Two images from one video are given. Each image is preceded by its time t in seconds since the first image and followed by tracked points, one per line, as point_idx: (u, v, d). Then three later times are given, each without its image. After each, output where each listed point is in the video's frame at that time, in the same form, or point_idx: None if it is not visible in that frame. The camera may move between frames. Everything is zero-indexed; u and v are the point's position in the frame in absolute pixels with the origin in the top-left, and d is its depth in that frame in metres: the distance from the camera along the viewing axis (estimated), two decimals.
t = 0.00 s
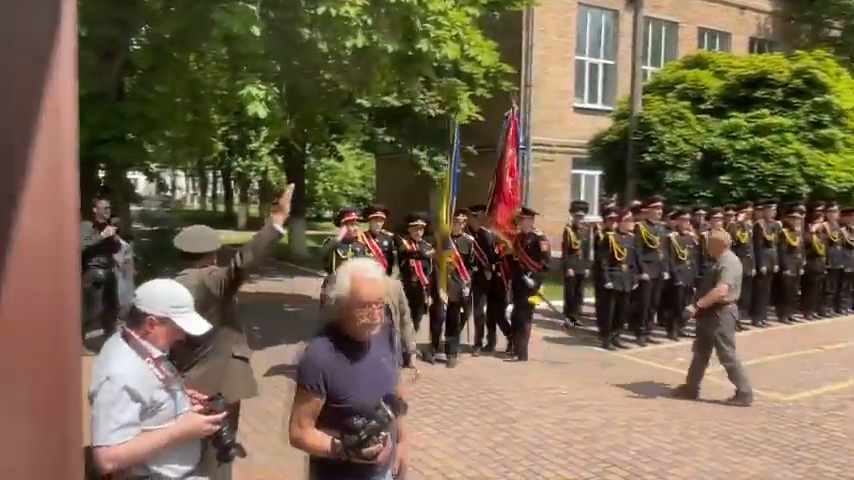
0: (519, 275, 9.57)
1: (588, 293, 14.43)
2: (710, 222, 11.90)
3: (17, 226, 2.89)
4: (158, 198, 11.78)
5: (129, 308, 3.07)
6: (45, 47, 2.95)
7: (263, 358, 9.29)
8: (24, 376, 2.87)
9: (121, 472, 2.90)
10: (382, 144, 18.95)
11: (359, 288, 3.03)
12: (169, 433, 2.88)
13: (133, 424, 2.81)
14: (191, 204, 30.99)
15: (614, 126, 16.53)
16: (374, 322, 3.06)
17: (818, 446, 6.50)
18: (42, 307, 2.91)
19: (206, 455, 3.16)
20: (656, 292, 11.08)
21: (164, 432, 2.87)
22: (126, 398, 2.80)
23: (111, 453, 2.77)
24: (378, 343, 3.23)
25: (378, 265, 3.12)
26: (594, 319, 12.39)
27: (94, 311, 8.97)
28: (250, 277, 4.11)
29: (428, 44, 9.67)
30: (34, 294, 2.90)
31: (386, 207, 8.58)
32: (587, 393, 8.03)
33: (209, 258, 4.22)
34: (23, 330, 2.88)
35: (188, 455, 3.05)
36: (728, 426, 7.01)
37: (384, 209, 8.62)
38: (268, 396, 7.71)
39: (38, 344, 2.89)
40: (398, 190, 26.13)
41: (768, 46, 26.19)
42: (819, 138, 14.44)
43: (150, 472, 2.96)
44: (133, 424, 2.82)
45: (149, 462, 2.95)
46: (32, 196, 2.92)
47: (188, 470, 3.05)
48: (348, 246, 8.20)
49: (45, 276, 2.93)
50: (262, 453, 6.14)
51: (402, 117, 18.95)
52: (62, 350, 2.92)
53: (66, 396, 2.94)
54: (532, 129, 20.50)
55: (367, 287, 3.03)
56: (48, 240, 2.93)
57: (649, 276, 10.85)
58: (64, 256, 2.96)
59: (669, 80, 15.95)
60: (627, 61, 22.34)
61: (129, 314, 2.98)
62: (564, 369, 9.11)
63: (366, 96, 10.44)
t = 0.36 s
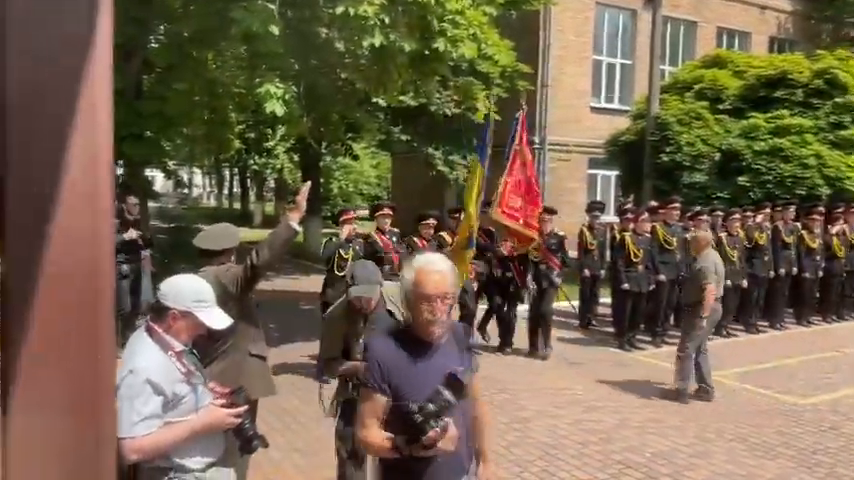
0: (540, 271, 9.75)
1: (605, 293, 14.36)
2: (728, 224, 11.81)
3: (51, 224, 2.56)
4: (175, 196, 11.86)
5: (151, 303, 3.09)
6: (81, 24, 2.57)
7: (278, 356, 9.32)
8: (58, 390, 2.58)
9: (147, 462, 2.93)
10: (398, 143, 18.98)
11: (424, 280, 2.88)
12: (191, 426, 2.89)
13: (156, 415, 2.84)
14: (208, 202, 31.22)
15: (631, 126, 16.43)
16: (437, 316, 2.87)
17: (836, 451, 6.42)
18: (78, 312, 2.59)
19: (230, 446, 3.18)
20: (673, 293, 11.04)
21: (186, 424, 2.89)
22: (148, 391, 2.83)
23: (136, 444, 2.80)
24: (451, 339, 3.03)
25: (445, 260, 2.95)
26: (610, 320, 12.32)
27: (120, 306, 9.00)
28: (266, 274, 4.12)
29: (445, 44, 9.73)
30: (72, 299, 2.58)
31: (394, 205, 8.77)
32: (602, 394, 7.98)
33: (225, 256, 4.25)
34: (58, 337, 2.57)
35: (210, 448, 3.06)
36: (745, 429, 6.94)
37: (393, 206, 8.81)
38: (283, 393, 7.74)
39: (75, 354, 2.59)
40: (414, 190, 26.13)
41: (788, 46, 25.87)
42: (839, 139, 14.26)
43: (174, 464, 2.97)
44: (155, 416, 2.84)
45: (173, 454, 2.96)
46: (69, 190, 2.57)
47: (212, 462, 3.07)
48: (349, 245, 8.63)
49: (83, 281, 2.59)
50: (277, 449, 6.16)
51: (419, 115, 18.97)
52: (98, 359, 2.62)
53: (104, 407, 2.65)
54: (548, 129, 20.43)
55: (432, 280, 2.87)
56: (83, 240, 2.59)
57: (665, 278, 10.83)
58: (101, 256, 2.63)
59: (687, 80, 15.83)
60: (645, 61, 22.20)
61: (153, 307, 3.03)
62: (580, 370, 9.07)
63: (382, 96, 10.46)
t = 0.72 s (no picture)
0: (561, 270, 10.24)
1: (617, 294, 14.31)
2: (742, 225, 11.76)
3: (72, 233, 2.14)
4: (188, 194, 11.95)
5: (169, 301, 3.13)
6: None
7: (290, 354, 9.36)
8: (74, 419, 2.17)
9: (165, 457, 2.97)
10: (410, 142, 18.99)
11: (476, 284, 2.74)
12: (208, 421, 2.92)
13: (174, 411, 2.86)
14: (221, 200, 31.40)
15: (644, 127, 16.35)
16: (484, 330, 2.72)
17: (851, 455, 6.36)
18: (97, 335, 2.16)
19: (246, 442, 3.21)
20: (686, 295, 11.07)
21: (202, 420, 2.91)
22: (165, 386, 2.85)
23: (153, 439, 2.82)
24: (515, 351, 2.81)
25: (500, 271, 2.76)
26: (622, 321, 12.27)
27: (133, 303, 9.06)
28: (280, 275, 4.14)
29: (459, 44, 9.73)
30: (92, 318, 2.16)
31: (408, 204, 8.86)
32: (613, 396, 7.96)
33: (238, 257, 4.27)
34: (75, 363, 2.15)
35: (226, 444, 3.09)
36: (758, 432, 6.90)
37: (408, 206, 8.89)
38: (294, 391, 7.77)
39: (91, 379, 2.17)
40: (426, 189, 26.14)
41: (803, 47, 25.64)
42: None
43: (192, 459, 3.01)
44: (173, 412, 2.87)
45: (191, 449, 2.99)
46: (93, 192, 2.16)
47: (229, 457, 3.10)
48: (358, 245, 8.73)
49: (103, 299, 2.17)
50: (289, 447, 6.19)
51: (431, 115, 18.98)
52: (120, 388, 2.22)
53: (125, 446, 2.24)
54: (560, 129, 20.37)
55: (482, 284, 2.73)
56: (106, 251, 2.18)
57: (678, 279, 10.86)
58: (128, 270, 2.21)
59: (700, 80, 15.66)
60: (659, 61, 22.09)
61: (171, 305, 3.06)
62: (591, 370, 9.06)
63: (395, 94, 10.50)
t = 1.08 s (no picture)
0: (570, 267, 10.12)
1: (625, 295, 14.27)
2: (752, 226, 11.71)
3: (89, 230, 2.16)
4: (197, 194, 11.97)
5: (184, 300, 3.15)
6: None
7: (299, 353, 9.38)
8: (89, 412, 2.19)
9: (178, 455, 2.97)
10: (419, 142, 19.00)
11: (470, 313, 2.59)
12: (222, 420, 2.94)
13: (188, 410, 2.88)
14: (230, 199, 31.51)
15: (653, 128, 16.29)
16: (476, 359, 2.59)
17: None
18: (113, 332, 2.19)
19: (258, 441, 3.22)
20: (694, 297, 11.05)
21: (216, 419, 2.92)
22: (180, 385, 2.86)
23: (167, 438, 2.84)
24: (523, 385, 2.64)
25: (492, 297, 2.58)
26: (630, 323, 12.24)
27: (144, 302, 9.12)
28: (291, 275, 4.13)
29: (468, 44, 9.71)
30: (108, 315, 2.18)
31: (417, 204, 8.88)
32: (621, 397, 7.93)
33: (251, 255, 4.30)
34: (91, 361, 2.18)
35: (238, 443, 3.10)
36: (767, 435, 6.87)
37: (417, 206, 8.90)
38: (302, 390, 7.78)
39: (107, 375, 2.20)
40: (434, 189, 26.14)
41: (815, 48, 25.48)
42: None
43: (205, 457, 3.01)
44: (187, 410, 2.89)
45: (204, 448, 3.00)
46: (110, 190, 2.19)
47: (240, 456, 3.11)
48: (366, 242, 8.79)
49: (119, 296, 2.20)
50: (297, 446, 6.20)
51: (440, 114, 18.99)
52: (134, 386, 2.25)
53: (139, 443, 2.27)
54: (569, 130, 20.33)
55: (478, 313, 2.57)
56: (122, 249, 2.20)
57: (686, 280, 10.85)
58: (144, 267, 2.24)
59: (710, 81, 15.57)
60: (668, 62, 22.02)
61: (186, 302, 3.08)
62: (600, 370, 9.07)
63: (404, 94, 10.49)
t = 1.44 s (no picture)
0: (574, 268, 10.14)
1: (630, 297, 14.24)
2: (757, 228, 11.67)
3: (100, 232, 2.17)
4: (202, 194, 11.98)
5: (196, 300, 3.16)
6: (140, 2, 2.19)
7: (303, 353, 9.39)
8: (99, 416, 2.20)
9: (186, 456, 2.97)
10: (423, 143, 18.99)
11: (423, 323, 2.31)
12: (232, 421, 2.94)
13: (199, 410, 2.88)
14: (235, 199, 31.55)
15: (658, 129, 16.23)
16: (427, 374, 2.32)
17: None
18: (124, 335, 2.20)
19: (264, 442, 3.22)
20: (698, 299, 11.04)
21: (226, 420, 2.93)
22: (191, 385, 2.86)
23: (178, 437, 2.84)
24: (494, 407, 2.30)
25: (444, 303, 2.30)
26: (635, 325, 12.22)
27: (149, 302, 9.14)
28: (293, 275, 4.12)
29: (474, 45, 9.65)
30: (118, 317, 2.19)
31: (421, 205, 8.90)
32: (627, 399, 7.91)
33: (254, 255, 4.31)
34: (101, 363, 2.19)
35: (246, 444, 3.11)
36: (773, 438, 6.84)
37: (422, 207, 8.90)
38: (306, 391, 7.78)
39: (116, 378, 2.20)
40: (439, 190, 26.13)
41: (821, 49, 25.40)
42: None
43: (213, 458, 3.01)
44: (198, 410, 2.89)
45: (212, 448, 3.00)
46: (121, 194, 2.19)
47: (248, 457, 3.11)
48: (369, 242, 8.76)
49: (131, 299, 2.21)
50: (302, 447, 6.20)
51: (445, 115, 18.99)
52: (143, 390, 2.25)
53: (148, 445, 2.28)
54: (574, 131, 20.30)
55: (431, 323, 2.29)
56: (135, 251, 2.22)
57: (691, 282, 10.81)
58: (155, 269, 2.26)
59: (715, 82, 15.50)
60: (674, 63, 21.98)
61: (198, 302, 3.08)
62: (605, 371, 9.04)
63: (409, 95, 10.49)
